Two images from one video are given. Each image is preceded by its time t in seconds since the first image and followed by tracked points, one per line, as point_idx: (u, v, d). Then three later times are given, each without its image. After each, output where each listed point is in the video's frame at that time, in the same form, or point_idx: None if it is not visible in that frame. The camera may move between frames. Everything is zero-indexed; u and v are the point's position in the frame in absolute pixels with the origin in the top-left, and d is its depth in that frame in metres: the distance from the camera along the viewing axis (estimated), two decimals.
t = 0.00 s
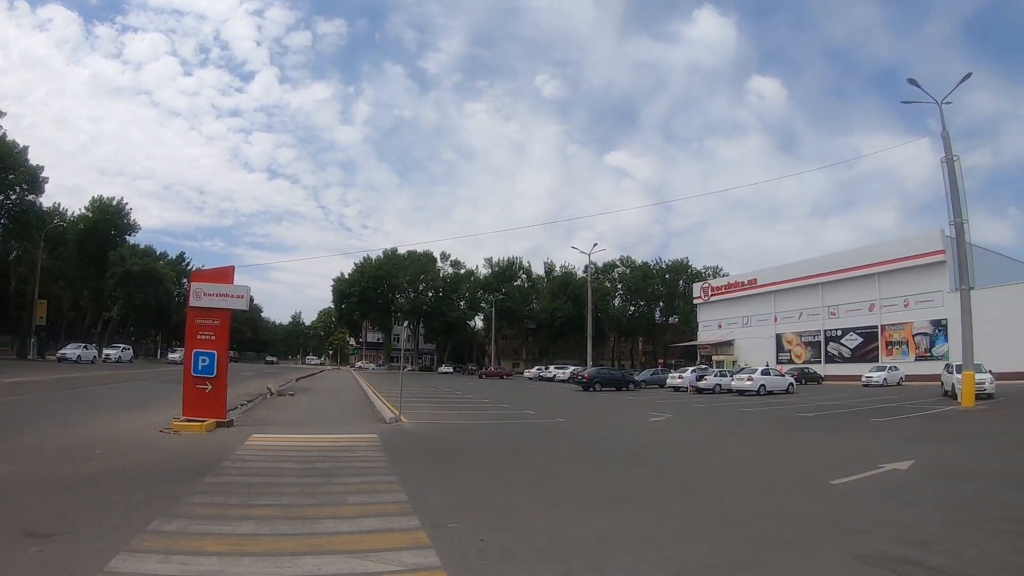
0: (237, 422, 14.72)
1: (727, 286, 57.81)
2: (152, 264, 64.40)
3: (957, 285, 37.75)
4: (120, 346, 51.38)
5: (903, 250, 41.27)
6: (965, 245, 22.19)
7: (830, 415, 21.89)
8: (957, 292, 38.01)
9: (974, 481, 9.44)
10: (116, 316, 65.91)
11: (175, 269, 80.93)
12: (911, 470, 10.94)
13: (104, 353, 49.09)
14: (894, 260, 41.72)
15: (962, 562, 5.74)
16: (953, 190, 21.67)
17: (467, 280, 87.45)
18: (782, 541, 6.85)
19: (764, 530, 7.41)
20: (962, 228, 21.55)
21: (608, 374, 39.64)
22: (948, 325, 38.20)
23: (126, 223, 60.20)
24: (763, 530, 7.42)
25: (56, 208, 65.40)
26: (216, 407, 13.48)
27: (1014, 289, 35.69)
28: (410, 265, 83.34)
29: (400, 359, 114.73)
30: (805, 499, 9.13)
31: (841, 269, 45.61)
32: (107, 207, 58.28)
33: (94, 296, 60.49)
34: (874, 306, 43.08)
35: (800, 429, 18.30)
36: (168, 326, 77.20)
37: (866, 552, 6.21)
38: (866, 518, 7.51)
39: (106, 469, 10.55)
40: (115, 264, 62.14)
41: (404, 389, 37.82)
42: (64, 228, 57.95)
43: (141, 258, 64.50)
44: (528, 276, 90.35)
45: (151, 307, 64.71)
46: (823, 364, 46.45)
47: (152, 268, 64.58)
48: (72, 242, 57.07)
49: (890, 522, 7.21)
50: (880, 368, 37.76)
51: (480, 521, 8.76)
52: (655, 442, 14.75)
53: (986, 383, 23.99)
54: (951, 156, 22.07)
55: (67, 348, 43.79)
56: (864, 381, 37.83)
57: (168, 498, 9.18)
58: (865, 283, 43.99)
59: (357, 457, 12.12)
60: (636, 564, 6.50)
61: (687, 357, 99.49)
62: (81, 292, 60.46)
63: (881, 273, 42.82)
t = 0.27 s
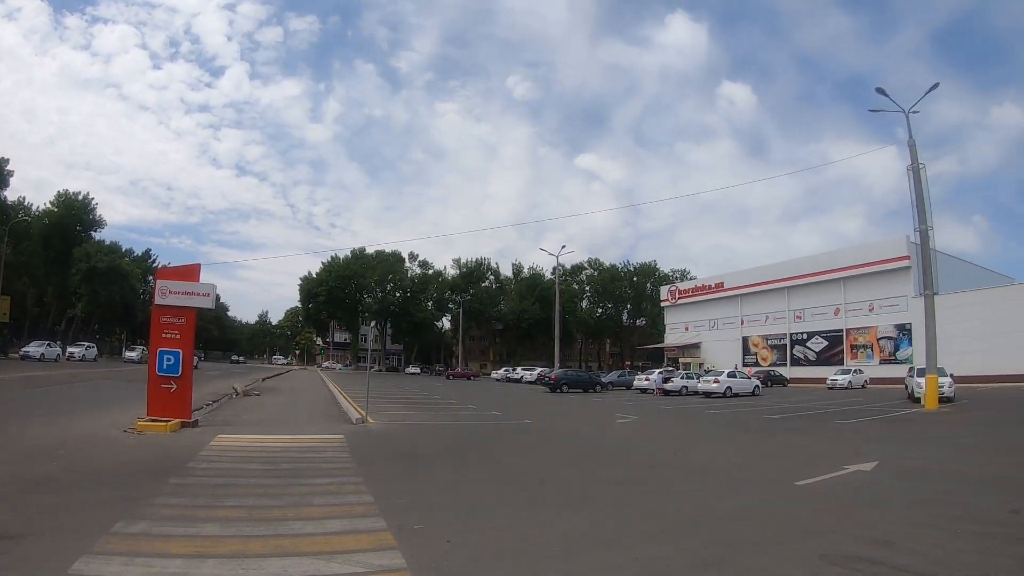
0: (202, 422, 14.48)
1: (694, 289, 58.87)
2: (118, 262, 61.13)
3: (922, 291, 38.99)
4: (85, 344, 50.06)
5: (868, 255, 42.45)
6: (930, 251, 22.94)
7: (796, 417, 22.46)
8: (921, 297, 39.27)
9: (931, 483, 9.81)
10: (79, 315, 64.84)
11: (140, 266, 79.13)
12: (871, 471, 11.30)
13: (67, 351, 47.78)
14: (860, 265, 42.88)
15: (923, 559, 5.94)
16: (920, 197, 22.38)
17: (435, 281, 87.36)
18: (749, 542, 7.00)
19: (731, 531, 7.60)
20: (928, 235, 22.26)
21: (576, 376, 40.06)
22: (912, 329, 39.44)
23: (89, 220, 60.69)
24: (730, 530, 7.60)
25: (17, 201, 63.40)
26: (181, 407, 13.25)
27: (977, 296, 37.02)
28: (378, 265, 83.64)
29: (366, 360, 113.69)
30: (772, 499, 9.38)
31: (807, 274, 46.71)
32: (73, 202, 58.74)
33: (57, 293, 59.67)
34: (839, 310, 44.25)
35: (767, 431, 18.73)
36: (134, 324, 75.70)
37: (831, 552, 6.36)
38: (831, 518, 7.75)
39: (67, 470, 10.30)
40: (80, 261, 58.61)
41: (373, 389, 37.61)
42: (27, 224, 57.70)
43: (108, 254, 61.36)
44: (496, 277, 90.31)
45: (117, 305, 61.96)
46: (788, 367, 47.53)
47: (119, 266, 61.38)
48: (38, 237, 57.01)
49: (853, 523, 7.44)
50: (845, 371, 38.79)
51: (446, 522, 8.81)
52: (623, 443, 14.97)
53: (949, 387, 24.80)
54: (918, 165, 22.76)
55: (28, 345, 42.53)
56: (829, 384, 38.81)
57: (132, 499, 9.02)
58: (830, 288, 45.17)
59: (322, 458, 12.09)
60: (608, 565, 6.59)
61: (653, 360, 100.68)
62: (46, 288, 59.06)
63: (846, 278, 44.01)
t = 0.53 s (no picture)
0: (170, 422, 14.22)
1: (663, 292, 59.64)
2: (85, 257, 59.07)
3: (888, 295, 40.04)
4: (49, 341, 48.74)
5: (835, 261, 43.46)
6: (895, 257, 23.58)
7: (764, 419, 22.92)
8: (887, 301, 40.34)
9: (892, 484, 10.12)
10: (46, 313, 62.79)
11: (107, 263, 77.28)
12: (836, 473, 11.60)
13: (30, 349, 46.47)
14: (827, 270, 43.86)
15: (886, 557, 6.15)
16: (887, 204, 22.99)
17: (405, 282, 86.95)
18: (719, 543, 7.15)
19: (701, 531, 7.74)
20: (895, 241, 22.88)
21: (546, 377, 40.32)
22: (878, 333, 40.43)
23: (58, 215, 59.97)
24: (701, 531, 7.74)
25: None
26: (148, 407, 13.02)
27: (941, 301, 38.15)
28: (347, 264, 81.61)
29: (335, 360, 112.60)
30: (741, 501, 9.57)
31: (775, 278, 47.65)
32: (39, 196, 58.02)
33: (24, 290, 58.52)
34: (807, 314, 45.20)
35: (736, 433, 19.08)
36: (101, 321, 73.96)
37: (798, 552, 6.54)
38: (798, 519, 7.95)
39: (31, 471, 10.05)
40: (45, 257, 56.93)
41: (343, 390, 37.30)
42: None
43: (74, 250, 59.33)
44: (466, 278, 90.73)
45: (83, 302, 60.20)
46: (756, 370, 48.40)
47: (85, 262, 59.37)
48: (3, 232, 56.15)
49: (820, 524, 7.65)
50: (812, 374, 39.64)
51: (415, 524, 8.79)
52: (594, 445, 15.11)
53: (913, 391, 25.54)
54: (885, 172, 23.38)
55: None
56: (796, 387, 39.61)
57: (97, 500, 8.86)
58: (798, 292, 46.13)
59: (291, 459, 11.99)
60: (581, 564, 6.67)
61: (623, 362, 101.55)
62: (13, 284, 58.00)
63: (815, 282, 44.97)
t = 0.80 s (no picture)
0: (137, 422, 13.94)
1: (634, 295, 60.19)
2: (52, 254, 57.79)
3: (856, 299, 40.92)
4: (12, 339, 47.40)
5: (805, 265, 44.29)
6: (865, 262, 24.09)
7: (734, 421, 23.28)
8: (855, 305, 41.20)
9: (860, 485, 10.36)
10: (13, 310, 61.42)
11: (74, 260, 75.45)
12: (803, 474, 11.82)
13: None
14: (797, 274, 44.66)
15: (852, 557, 6.29)
16: (857, 210, 23.50)
17: (375, 281, 86.29)
18: (688, 543, 7.24)
19: (673, 531, 7.84)
20: (863, 247, 23.40)
21: (515, 379, 40.42)
22: (846, 337, 41.31)
23: (26, 209, 57.81)
24: (672, 531, 7.84)
25: None
26: (116, 407, 12.75)
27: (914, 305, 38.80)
28: (318, 264, 81.58)
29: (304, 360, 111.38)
30: (713, 501, 9.70)
31: (745, 281, 48.42)
32: (8, 190, 55.45)
33: None
34: (776, 317, 46.00)
35: (708, 434, 19.35)
36: (67, 319, 72.19)
37: (766, 553, 6.65)
38: (769, 520, 8.09)
39: None
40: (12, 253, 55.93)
41: (313, 391, 36.92)
42: None
43: (42, 246, 58.05)
44: (436, 279, 90.32)
45: (51, 299, 58.97)
46: (725, 372, 49.11)
47: (53, 258, 58.10)
48: None
49: (790, 524, 7.80)
50: (781, 377, 40.29)
51: (383, 525, 8.72)
52: (567, 447, 15.20)
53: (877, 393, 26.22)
54: (855, 179, 23.88)
55: None
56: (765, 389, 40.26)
57: (62, 501, 8.65)
58: (768, 295, 46.93)
59: (259, 460, 11.85)
60: (555, 564, 6.69)
61: (593, 363, 102.19)
62: None
63: (784, 286, 45.78)
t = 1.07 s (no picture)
0: (102, 422, 13.64)
1: (602, 297, 60.66)
2: (16, 250, 56.07)
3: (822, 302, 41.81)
4: None
5: (772, 269, 45.13)
6: (831, 266, 24.65)
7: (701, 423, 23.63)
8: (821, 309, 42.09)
9: (826, 486, 10.59)
10: None
11: (39, 256, 73.38)
12: (771, 475, 12.04)
13: None
14: (764, 278, 45.49)
15: (817, 557, 6.44)
16: (824, 215, 24.02)
17: (344, 281, 85.30)
18: (659, 543, 7.32)
19: (644, 531, 7.91)
20: (830, 252, 23.94)
21: (483, 381, 40.45)
22: (813, 339, 42.06)
23: None
24: (643, 531, 7.91)
25: None
26: (80, 406, 12.47)
27: (888, 308, 39.47)
28: (286, 263, 80.01)
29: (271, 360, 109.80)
30: (683, 502, 9.83)
31: (713, 284, 49.20)
32: None
33: None
34: (744, 320, 46.80)
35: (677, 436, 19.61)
36: (31, 316, 70.18)
37: (732, 553, 6.78)
38: (738, 520, 8.23)
39: None
40: None
41: (280, 391, 36.49)
42: None
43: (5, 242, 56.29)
44: (406, 280, 90.50)
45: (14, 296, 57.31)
46: (693, 374, 49.79)
47: (17, 254, 56.40)
48: None
49: (759, 525, 7.96)
50: (748, 379, 40.93)
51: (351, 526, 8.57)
52: (538, 449, 15.25)
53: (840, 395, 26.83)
54: (823, 184, 24.41)
55: None
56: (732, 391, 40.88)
57: (23, 503, 8.44)
58: (736, 298, 47.75)
59: (225, 463, 11.69)
60: (528, 563, 6.72)
61: (562, 365, 102.76)
62: None
63: (751, 289, 46.60)
